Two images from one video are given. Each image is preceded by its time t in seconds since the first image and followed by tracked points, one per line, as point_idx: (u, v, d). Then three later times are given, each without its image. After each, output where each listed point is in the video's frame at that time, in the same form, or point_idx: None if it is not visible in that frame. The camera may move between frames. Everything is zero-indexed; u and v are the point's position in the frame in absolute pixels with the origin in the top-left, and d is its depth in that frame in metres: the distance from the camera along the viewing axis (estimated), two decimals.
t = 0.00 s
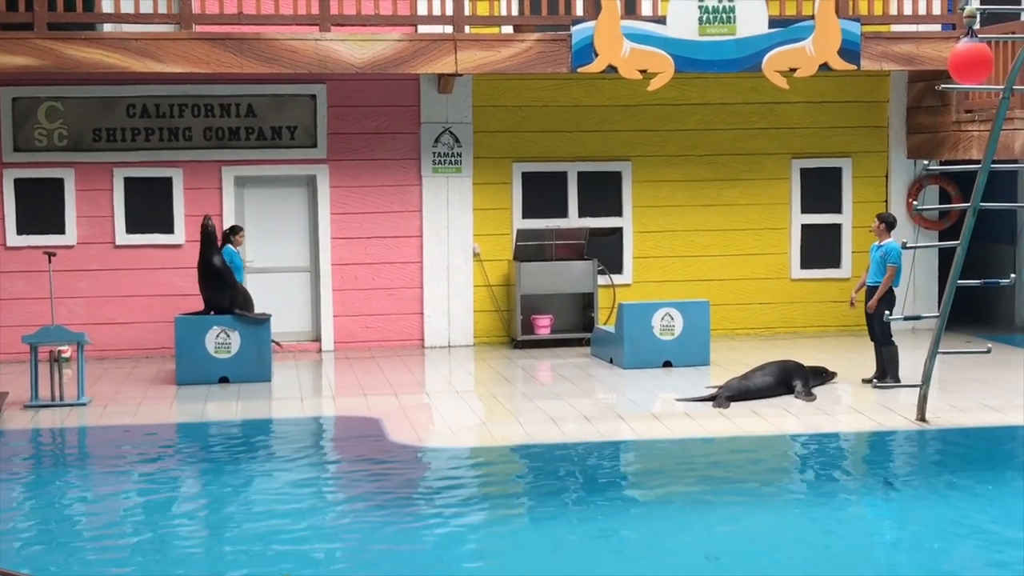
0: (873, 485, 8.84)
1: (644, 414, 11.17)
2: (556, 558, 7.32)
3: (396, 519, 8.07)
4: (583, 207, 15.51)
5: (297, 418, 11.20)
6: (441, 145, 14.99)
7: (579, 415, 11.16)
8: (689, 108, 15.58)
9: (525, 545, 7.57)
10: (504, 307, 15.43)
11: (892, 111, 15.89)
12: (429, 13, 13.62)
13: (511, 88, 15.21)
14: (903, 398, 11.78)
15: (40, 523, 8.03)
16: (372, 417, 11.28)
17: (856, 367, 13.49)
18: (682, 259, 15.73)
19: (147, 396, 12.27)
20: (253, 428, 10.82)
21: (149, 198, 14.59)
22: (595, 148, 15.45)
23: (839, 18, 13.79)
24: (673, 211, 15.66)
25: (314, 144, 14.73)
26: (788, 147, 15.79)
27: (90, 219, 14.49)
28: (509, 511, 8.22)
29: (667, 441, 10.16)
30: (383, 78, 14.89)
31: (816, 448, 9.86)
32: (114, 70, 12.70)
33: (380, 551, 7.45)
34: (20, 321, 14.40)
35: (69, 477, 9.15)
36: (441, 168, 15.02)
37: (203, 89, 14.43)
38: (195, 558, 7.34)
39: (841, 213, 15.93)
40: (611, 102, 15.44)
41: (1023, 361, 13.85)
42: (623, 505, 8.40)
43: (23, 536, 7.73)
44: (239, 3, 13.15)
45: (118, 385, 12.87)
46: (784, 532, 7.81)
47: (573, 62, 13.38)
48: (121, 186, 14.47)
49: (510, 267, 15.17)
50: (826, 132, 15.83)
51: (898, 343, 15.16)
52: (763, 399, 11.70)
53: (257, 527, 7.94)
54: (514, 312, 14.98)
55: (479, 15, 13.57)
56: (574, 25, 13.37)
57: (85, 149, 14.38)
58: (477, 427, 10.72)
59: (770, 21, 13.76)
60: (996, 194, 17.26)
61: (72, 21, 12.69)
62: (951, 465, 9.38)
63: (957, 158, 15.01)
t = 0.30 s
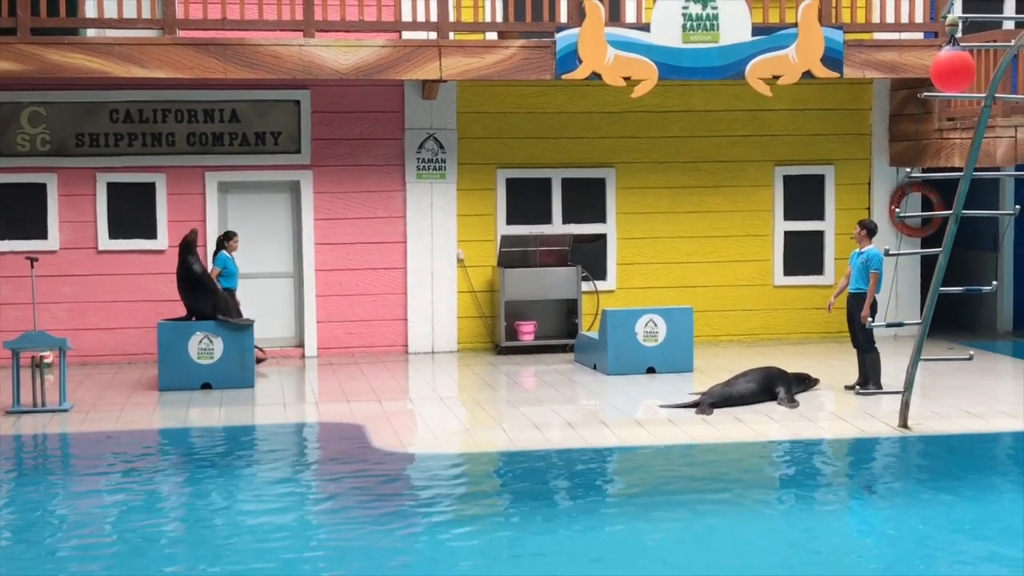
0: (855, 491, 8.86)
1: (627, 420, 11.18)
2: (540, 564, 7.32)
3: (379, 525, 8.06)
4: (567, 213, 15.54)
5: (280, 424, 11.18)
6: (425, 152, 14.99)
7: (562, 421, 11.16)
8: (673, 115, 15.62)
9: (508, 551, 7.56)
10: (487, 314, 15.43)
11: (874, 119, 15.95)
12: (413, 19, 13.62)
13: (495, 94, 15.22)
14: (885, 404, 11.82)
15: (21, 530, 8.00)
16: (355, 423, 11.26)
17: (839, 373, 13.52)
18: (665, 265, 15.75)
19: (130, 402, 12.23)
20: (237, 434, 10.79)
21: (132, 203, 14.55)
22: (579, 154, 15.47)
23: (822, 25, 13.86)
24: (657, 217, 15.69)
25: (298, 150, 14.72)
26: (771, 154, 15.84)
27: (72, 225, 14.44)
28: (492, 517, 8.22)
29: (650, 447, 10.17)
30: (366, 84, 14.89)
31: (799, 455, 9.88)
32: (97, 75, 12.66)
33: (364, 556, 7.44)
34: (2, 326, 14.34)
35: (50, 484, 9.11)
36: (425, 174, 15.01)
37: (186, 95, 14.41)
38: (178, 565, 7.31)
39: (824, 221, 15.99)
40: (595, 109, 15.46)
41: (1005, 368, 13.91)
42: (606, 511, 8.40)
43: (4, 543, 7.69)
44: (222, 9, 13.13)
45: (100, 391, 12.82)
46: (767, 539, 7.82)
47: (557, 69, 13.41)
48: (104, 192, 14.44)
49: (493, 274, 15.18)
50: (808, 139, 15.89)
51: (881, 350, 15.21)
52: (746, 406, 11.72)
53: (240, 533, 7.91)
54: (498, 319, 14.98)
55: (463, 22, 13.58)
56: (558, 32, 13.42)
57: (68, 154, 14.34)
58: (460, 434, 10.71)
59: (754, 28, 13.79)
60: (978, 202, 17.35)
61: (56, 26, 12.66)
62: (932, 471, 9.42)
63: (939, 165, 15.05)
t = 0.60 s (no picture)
0: (841, 497, 8.87)
1: (614, 426, 11.18)
2: (527, 569, 7.32)
3: (363, 530, 8.05)
4: (554, 218, 15.55)
5: (266, 429, 11.17)
6: (412, 157, 14.99)
7: (549, 427, 11.16)
8: (660, 120, 15.64)
9: (494, 556, 7.56)
10: (475, 319, 15.43)
11: (861, 125, 15.98)
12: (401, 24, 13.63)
13: (482, 100, 15.24)
14: (872, 410, 11.83)
15: (4, 535, 7.96)
16: (342, 428, 11.24)
17: (826, 379, 13.54)
18: (653, 271, 15.76)
19: (116, 407, 12.20)
20: (223, 439, 10.76)
21: (119, 208, 14.52)
22: (566, 159, 15.48)
23: (810, 32, 13.90)
24: (645, 223, 15.70)
25: (285, 154, 14.70)
26: (758, 160, 15.87)
27: (59, 229, 14.41)
28: (479, 522, 8.21)
29: (636, 452, 10.17)
30: (354, 89, 14.87)
31: (785, 460, 9.89)
32: (85, 80, 12.63)
33: (350, 562, 7.42)
34: None
35: (34, 489, 9.07)
36: (413, 180, 15.02)
37: (173, 99, 14.40)
38: (164, 571, 7.29)
39: (811, 226, 16.02)
40: (582, 114, 15.47)
41: (991, 373, 13.94)
42: (592, 516, 8.40)
43: None
44: (210, 13, 13.13)
45: (86, 396, 12.79)
46: (754, 544, 7.81)
47: (545, 75, 13.43)
48: (91, 197, 14.41)
49: (481, 279, 15.18)
50: (795, 145, 15.92)
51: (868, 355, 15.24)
52: (733, 411, 11.72)
53: (226, 539, 7.89)
54: (486, 324, 14.98)
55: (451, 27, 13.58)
56: (546, 37, 13.43)
57: (54, 158, 14.31)
58: (447, 439, 10.71)
59: (741, 34, 13.81)
60: (964, 207, 17.40)
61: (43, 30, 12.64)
62: (918, 476, 9.44)
63: (926, 171, 15.08)
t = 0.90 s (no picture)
0: (839, 497, 8.87)
1: (611, 426, 11.18)
2: (525, 570, 7.31)
3: (359, 530, 8.04)
4: (553, 219, 15.55)
5: (264, 430, 11.16)
6: (410, 157, 14.99)
7: (547, 427, 11.16)
8: (658, 121, 15.65)
9: (493, 557, 7.55)
10: (473, 319, 15.43)
11: (859, 126, 15.98)
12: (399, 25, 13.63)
13: (480, 100, 15.24)
14: (870, 410, 11.84)
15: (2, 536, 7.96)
16: (340, 429, 11.24)
17: (824, 380, 13.55)
18: (651, 271, 15.77)
19: (113, 407, 12.19)
20: (221, 440, 10.75)
21: (116, 208, 14.51)
22: (564, 160, 15.49)
23: (807, 32, 13.91)
24: (643, 223, 15.71)
25: (283, 155, 14.70)
26: (756, 161, 15.87)
27: (56, 230, 14.40)
28: (477, 523, 8.21)
29: (634, 453, 10.17)
30: (351, 90, 14.87)
31: (782, 461, 9.89)
32: (82, 80, 12.64)
33: (346, 564, 7.40)
34: None
35: (31, 490, 9.07)
36: (411, 180, 15.02)
37: (170, 100, 14.40)
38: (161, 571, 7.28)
39: (809, 227, 16.02)
40: (580, 115, 15.48)
41: (990, 374, 13.94)
42: (590, 516, 8.40)
43: None
44: (208, 13, 13.12)
45: (84, 397, 12.78)
46: (751, 545, 7.81)
47: (543, 75, 13.43)
48: (88, 197, 14.40)
49: (479, 279, 15.18)
50: (793, 146, 15.93)
51: (865, 356, 15.24)
52: (731, 412, 11.72)
53: (224, 540, 7.89)
54: (484, 325, 14.98)
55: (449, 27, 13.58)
56: (544, 38, 13.43)
57: (52, 159, 14.31)
58: (445, 440, 10.71)
59: (738, 35, 13.82)
60: (962, 208, 17.42)
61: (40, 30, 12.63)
62: (915, 477, 9.45)
63: (923, 172, 15.09)
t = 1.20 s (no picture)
0: (839, 493, 8.87)
1: (612, 422, 11.18)
2: (527, 566, 7.31)
3: (360, 527, 8.04)
4: (553, 215, 15.55)
5: (264, 426, 11.16)
6: (410, 153, 14.99)
7: (548, 423, 11.16)
8: (658, 117, 15.64)
9: (494, 552, 7.55)
10: (473, 315, 15.43)
11: (860, 121, 15.97)
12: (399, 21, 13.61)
13: (481, 96, 15.23)
14: (870, 406, 11.84)
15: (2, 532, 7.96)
16: (341, 424, 11.25)
17: (825, 375, 13.55)
18: (651, 267, 15.76)
19: (114, 403, 12.19)
20: (221, 436, 10.74)
21: (117, 204, 14.52)
22: (565, 156, 15.49)
23: (808, 28, 13.90)
24: (643, 219, 15.70)
25: (283, 151, 14.70)
26: (757, 156, 15.87)
27: (57, 226, 14.40)
28: (478, 519, 8.21)
29: (634, 448, 10.17)
30: (352, 85, 14.86)
31: (783, 457, 9.88)
32: (82, 76, 12.63)
33: (348, 559, 7.39)
34: None
35: (32, 486, 9.07)
36: (411, 176, 15.01)
37: (170, 96, 14.39)
38: (163, 568, 7.28)
39: (810, 223, 16.02)
40: (581, 111, 15.48)
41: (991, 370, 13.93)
42: (590, 512, 8.40)
43: None
44: (208, 9, 13.10)
45: (85, 393, 12.78)
46: (752, 541, 7.81)
47: (543, 71, 13.42)
48: (89, 193, 14.40)
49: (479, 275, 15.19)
50: (794, 141, 15.92)
51: (866, 352, 15.23)
52: (731, 408, 11.73)
53: (225, 536, 7.89)
54: (484, 321, 14.98)
55: (449, 23, 13.56)
56: (544, 33, 13.43)
57: (52, 155, 14.31)
58: (445, 435, 10.71)
59: (739, 30, 13.81)
60: (962, 204, 17.41)
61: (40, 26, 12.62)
62: (916, 472, 9.45)
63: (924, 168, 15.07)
